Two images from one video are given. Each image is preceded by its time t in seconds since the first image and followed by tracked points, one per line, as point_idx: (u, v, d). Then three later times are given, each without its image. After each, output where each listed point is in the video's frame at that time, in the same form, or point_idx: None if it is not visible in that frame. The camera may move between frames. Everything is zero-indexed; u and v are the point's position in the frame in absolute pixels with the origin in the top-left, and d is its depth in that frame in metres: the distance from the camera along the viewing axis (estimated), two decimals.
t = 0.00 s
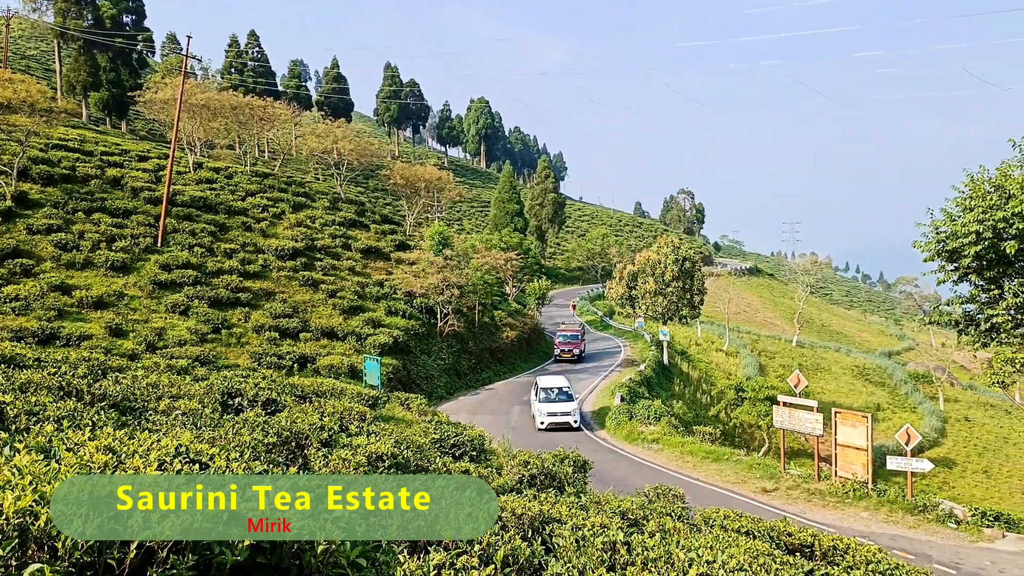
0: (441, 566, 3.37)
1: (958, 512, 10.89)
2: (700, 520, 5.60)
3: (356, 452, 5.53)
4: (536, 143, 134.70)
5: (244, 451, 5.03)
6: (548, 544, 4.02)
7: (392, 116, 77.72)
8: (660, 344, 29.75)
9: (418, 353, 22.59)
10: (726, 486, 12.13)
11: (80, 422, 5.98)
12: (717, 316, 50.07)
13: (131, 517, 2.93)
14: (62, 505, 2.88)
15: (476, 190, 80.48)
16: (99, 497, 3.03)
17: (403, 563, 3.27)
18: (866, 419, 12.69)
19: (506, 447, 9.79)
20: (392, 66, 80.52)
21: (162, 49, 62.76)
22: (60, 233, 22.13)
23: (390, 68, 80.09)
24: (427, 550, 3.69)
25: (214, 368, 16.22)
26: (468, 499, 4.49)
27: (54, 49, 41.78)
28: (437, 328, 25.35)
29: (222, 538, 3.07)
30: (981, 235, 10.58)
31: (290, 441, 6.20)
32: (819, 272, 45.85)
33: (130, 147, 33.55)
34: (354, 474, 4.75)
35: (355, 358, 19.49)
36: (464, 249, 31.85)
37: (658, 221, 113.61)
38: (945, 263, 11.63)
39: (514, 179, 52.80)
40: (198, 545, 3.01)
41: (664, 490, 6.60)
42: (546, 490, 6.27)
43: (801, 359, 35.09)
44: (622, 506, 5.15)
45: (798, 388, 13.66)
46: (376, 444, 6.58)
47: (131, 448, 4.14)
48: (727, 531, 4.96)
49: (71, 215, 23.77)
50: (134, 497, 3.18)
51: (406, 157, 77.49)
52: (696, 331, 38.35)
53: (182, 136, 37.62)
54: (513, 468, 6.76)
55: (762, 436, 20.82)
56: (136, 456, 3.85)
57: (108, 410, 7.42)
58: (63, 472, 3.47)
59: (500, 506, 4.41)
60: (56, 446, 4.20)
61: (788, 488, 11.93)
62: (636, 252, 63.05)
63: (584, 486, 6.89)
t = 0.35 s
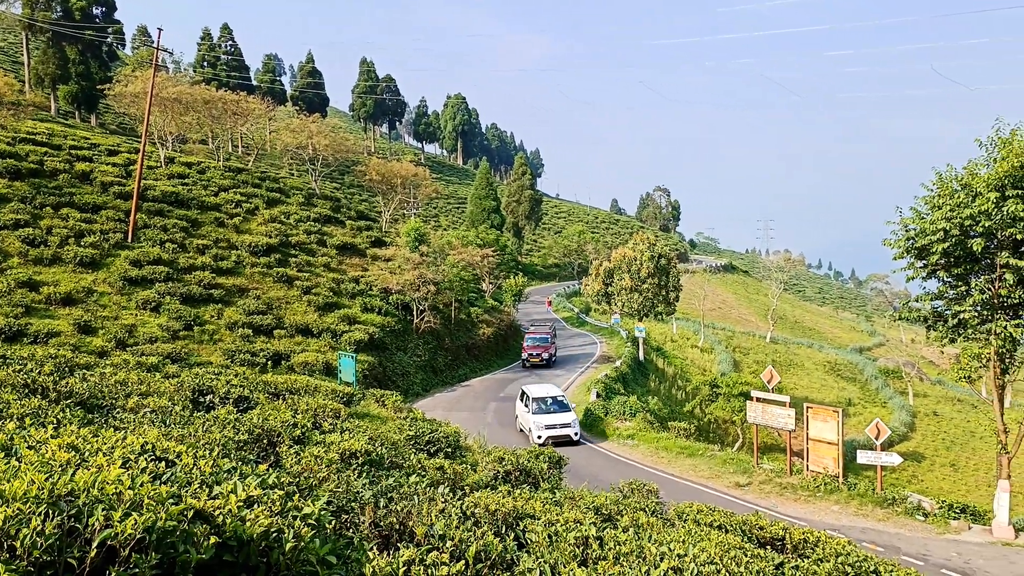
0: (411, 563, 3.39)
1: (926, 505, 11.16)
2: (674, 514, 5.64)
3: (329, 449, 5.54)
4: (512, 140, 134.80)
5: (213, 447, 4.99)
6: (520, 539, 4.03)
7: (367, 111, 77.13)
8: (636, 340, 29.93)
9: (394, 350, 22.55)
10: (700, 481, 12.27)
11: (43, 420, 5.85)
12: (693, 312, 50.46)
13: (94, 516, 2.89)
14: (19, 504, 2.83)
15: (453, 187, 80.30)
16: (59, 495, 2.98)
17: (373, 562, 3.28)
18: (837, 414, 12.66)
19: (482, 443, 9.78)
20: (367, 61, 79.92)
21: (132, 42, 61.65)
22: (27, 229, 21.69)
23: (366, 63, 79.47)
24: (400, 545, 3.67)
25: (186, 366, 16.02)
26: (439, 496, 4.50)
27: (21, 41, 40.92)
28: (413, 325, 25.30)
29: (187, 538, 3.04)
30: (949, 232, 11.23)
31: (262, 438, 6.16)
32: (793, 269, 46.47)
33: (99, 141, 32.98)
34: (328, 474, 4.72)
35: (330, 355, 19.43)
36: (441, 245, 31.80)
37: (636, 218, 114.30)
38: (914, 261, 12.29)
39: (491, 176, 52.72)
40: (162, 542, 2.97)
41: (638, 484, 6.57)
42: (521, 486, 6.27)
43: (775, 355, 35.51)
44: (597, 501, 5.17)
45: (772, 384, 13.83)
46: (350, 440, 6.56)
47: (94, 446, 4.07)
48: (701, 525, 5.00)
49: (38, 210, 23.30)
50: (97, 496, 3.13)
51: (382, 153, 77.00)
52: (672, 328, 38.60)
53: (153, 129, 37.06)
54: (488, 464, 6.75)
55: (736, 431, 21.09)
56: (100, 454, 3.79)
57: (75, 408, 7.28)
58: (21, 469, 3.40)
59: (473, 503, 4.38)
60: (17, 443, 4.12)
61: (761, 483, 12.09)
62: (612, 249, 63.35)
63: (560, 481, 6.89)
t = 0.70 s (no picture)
0: (386, 563, 3.42)
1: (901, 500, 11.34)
2: (653, 510, 5.66)
3: (306, 448, 5.55)
4: (493, 137, 134.74)
5: (188, 447, 4.98)
6: (499, 537, 4.07)
7: (347, 108, 76.42)
8: (617, 338, 30.07)
9: (374, 348, 22.53)
10: (680, 478, 12.42)
11: (12, 420, 5.77)
12: (673, 310, 50.74)
13: (64, 518, 2.88)
14: None
15: (434, 185, 80.04)
16: (27, 496, 2.95)
17: (348, 562, 3.30)
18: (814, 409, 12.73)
19: (462, 441, 9.80)
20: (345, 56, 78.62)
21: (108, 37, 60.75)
22: None
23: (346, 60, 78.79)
24: (378, 544, 3.68)
25: (163, 365, 15.85)
26: (418, 495, 4.51)
27: None
28: (394, 323, 25.27)
29: (160, 541, 3.03)
30: (923, 230, 11.49)
31: (239, 437, 6.13)
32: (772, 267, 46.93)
33: (73, 136, 32.44)
34: (306, 474, 4.73)
35: (310, 354, 19.37)
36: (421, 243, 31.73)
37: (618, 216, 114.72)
38: (889, 259, 12.54)
39: (472, 174, 52.61)
40: (132, 544, 2.96)
41: (618, 481, 6.58)
42: (500, 484, 6.28)
43: (753, 352, 35.81)
44: (575, 499, 5.17)
45: (750, 380, 13.92)
46: (327, 440, 6.54)
47: (66, 446, 4.03)
48: (680, 522, 5.00)
49: (11, 206, 22.92)
50: (67, 497, 3.10)
51: (362, 150, 76.43)
52: (652, 326, 38.80)
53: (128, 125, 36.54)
54: (467, 462, 6.75)
55: (715, 428, 21.27)
56: (71, 454, 3.76)
57: (46, 408, 7.21)
58: None
59: (451, 502, 4.39)
60: None
61: (740, 479, 12.24)
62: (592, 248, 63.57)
63: (540, 479, 6.90)
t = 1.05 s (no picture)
0: (360, 562, 3.46)
1: (877, 496, 11.50)
2: (632, 508, 5.67)
3: (285, 447, 5.53)
4: (475, 135, 134.48)
5: (163, 447, 4.96)
6: (476, 534, 4.10)
7: (327, 105, 75.63)
8: (597, 336, 30.23)
9: (354, 346, 22.52)
10: (659, 475, 12.59)
11: None
12: (653, 309, 50.91)
13: (31, 520, 2.86)
14: None
15: (415, 183, 79.79)
16: None
17: (324, 561, 3.34)
18: (791, 407, 12.95)
19: (442, 440, 9.83)
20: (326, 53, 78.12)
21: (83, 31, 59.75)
22: None
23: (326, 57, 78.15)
24: (354, 543, 3.71)
25: (140, 364, 15.70)
26: (396, 494, 4.52)
27: None
28: (374, 321, 25.27)
29: (130, 541, 3.03)
30: (898, 229, 11.73)
31: (216, 437, 6.09)
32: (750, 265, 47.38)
33: (47, 132, 31.93)
34: (283, 473, 4.73)
35: (289, 352, 19.30)
36: (401, 241, 31.63)
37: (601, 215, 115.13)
38: (865, 257, 12.77)
39: (452, 172, 52.50)
40: (102, 544, 2.94)
41: (598, 479, 6.61)
42: (480, 482, 6.29)
43: (733, 350, 36.06)
44: (555, 496, 5.18)
45: (729, 378, 14.02)
46: (307, 439, 6.50)
47: (35, 446, 3.98)
48: (658, 519, 5.02)
49: None
50: (34, 499, 3.07)
51: (342, 147, 75.88)
52: (633, 324, 39.00)
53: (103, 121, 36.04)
54: (447, 460, 6.76)
55: (695, 425, 21.45)
56: (40, 455, 3.72)
57: (16, 408, 7.15)
58: None
59: (429, 500, 4.41)
60: None
61: (719, 476, 12.37)
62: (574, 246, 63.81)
63: (520, 477, 6.92)
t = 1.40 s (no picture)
0: (334, 561, 3.47)
1: (850, 491, 11.70)
2: (609, 504, 5.68)
3: (259, 446, 5.51)
4: (453, 133, 133.99)
5: (133, 446, 4.92)
6: (452, 533, 4.13)
7: (304, 101, 74.77)
8: (576, 334, 30.40)
9: (332, 345, 22.51)
10: (635, 472, 12.80)
11: None
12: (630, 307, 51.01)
13: None
14: None
15: (393, 180, 79.44)
16: None
17: (296, 560, 3.35)
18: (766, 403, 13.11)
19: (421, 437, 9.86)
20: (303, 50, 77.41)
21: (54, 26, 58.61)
22: None
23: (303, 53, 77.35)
24: (329, 542, 3.72)
25: (112, 363, 15.52)
26: (372, 492, 4.53)
27: None
28: (352, 320, 25.26)
29: (98, 541, 3.00)
30: (871, 227, 11.94)
31: (189, 436, 6.05)
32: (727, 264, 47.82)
33: (16, 128, 31.32)
34: (257, 473, 4.72)
35: (265, 351, 19.19)
36: (379, 239, 31.48)
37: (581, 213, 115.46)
38: (840, 255, 13.00)
39: (431, 169, 52.37)
40: (69, 545, 2.91)
41: (575, 477, 6.65)
42: (457, 481, 6.30)
43: (710, 348, 36.32)
44: (532, 494, 5.19)
45: (706, 375, 14.13)
46: (282, 437, 6.46)
47: (2, 447, 3.92)
48: (635, 516, 5.04)
49: None
50: None
51: (320, 144, 75.16)
52: (611, 322, 39.15)
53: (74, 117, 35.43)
54: (424, 458, 6.76)
55: (672, 422, 21.63)
56: (4, 455, 3.67)
57: None
58: None
59: (406, 498, 4.42)
60: None
61: (696, 473, 12.53)
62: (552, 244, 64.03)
63: (498, 475, 6.94)
